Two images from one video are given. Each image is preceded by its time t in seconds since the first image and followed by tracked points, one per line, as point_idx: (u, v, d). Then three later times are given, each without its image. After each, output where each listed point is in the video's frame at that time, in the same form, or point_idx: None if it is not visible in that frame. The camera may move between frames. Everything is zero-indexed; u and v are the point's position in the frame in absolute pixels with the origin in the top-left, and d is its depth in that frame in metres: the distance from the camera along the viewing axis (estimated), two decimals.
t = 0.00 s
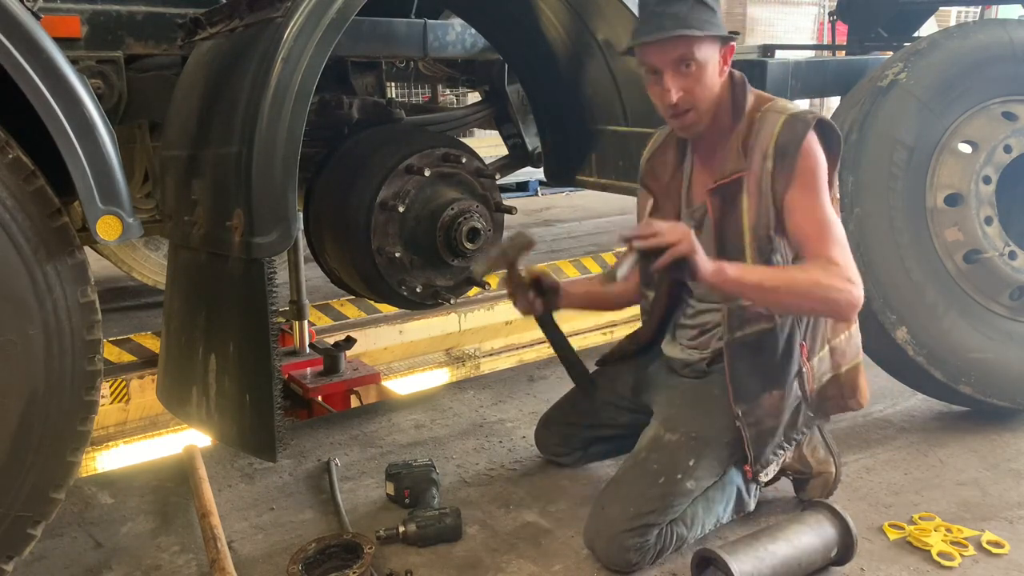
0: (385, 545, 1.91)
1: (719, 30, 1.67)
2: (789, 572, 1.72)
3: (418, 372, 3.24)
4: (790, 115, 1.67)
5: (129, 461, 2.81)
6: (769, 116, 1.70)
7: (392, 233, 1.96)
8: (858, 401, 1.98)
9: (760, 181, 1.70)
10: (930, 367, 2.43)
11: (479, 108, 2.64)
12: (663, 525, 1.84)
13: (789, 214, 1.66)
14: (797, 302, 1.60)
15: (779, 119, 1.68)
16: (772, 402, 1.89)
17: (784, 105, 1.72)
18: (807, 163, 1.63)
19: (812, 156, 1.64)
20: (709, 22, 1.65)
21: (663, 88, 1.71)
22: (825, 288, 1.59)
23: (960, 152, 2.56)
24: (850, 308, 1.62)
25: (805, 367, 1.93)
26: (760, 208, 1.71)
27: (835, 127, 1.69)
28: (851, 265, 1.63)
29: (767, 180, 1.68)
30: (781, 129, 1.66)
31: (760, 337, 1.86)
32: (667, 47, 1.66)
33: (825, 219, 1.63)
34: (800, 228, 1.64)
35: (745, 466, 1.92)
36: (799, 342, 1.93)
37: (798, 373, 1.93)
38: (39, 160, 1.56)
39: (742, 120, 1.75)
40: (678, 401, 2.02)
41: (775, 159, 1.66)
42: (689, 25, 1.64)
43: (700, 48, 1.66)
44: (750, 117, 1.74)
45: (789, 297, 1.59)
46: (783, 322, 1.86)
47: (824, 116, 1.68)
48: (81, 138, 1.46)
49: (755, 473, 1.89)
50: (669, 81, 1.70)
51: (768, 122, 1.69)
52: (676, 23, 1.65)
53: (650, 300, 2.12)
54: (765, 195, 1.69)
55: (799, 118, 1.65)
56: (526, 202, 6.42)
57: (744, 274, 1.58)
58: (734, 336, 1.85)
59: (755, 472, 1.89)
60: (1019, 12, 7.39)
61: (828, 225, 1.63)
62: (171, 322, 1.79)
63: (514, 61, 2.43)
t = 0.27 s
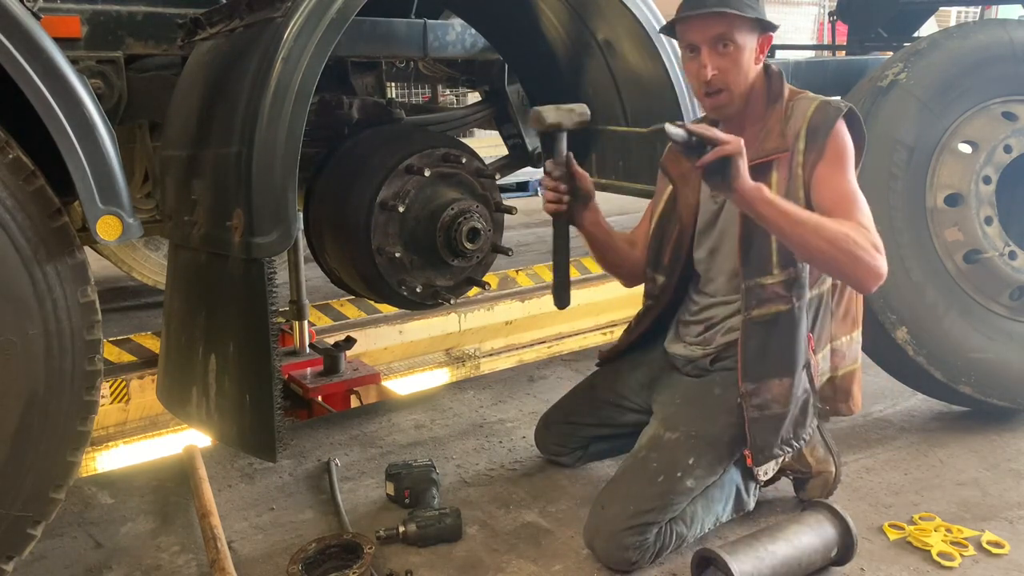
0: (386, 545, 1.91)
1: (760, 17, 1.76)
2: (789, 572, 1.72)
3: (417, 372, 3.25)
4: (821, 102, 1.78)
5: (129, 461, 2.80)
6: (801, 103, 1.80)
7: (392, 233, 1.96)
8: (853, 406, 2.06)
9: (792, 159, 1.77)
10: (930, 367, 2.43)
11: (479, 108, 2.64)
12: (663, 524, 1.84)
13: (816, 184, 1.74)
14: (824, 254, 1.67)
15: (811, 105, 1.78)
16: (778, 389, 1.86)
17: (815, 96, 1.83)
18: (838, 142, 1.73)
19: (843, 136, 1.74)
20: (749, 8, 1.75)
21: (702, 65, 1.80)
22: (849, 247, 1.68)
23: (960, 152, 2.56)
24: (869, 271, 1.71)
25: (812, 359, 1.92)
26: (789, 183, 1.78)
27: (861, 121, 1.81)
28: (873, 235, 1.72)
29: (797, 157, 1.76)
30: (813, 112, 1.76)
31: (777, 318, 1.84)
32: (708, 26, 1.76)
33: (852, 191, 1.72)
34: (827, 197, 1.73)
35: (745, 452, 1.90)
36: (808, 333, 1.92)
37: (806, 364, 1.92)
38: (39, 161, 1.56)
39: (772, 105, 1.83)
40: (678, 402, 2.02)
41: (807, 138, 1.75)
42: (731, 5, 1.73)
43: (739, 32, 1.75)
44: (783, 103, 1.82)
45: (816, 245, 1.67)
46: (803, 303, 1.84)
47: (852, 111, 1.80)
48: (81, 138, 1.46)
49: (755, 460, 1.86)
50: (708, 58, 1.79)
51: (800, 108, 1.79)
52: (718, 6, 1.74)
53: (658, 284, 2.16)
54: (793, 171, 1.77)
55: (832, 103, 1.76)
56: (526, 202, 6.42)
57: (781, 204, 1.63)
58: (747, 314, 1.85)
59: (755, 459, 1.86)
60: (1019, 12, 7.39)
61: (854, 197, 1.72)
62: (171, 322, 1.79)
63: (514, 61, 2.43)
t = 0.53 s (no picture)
0: (386, 545, 1.91)
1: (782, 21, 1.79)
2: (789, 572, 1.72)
3: (417, 372, 3.24)
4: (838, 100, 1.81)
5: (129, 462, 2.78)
6: (819, 101, 1.83)
7: (392, 233, 1.96)
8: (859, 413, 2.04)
9: (811, 154, 1.80)
10: (930, 366, 2.43)
11: (479, 108, 2.64)
12: (663, 524, 1.84)
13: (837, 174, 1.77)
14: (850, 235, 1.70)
15: (829, 103, 1.81)
16: (781, 381, 1.87)
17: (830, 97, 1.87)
18: (858, 136, 1.77)
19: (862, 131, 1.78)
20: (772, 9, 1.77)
21: (722, 62, 1.83)
22: (872, 231, 1.71)
23: (960, 152, 2.56)
24: (891, 256, 1.74)
25: (821, 356, 1.92)
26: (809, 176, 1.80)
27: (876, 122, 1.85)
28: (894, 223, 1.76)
29: (816, 152, 1.79)
30: (831, 108, 1.79)
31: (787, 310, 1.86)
32: (730, 24, 1.78)
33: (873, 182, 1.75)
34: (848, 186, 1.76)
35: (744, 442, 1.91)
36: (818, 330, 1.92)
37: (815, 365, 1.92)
38: (39, 161, 1.56)
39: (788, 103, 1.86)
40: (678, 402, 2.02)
41: (826, 133, 1.78)
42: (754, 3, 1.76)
43: (762, 32, 1.78)
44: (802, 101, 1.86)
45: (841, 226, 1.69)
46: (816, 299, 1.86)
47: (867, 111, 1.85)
48: (81, 138, 1.46)
49: (755, 451, 1.87)
50: (728, 56, 1.82)
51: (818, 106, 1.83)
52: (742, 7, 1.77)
53: (664, 279, 2.19)
54: (812, 165, 1.79)
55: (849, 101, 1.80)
56: (526, 202, 6.42)
57: (810, 183, 1.65)
58: (757, 306, 1.87)
59: (754, 449, 1.87)
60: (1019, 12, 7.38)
61: (874, 187, 1.75)
62: (171, 322, 1.79)
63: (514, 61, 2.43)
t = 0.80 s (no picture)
0: (386, 545, 1.91)
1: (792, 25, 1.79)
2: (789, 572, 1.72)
3: (417, 372, 3.23)
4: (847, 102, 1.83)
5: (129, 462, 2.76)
6: (828, 103, 1.85)
7: (392, 233, 1.96)
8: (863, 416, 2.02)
9: (821, 153, 1.81)
10: (930, 366, 2.43)
11: (479, 108, 2.64)
12: (663, 524, 1.84)
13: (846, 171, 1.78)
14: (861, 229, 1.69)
15: (838, 105, 1.82)
16: (785, 379, 1.88)
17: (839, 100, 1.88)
18: (866, 136, 1.78)
19: (871, 131, 1.79)
20: (783, 10, 1.77)
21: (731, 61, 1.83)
22: (882, 225, 1.70)
23: (960, 152, 2.56)
24: (900, 252, 1.73)
25: (826, 355, 1.92)
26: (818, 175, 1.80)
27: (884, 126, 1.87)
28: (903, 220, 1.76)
29: (825, 151, 1.79)
30: (841, 109, 1.80)
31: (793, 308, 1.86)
32: (741, 22, 1.78)
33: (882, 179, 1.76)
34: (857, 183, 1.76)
35: (746, 437, 1.91)
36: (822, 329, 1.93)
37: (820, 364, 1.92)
38: (39, 161, 1.56)
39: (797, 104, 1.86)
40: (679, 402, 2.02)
41: (836, 134, 1.79)
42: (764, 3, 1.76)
43: (772, 33, 1.78)
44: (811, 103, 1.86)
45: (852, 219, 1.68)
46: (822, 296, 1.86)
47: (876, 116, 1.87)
48: (81, 138, 1.46)
49: (758, 448, 1.87)
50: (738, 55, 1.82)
51: (827, 108, 1.84)
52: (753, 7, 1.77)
53: (669, 278, 2.19)
54: (821, 164, 1.80)
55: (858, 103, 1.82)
56: (526, 202, 6.42)
57: (821, 174, 1.65)
58: (763, 303, 1.87)
59: (757, 446, 1.88)
60: (1019, 12, 7.37)
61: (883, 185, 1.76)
62: (171, 322, 1.79)
63: (514, 61, 2.43)
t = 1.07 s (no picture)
0: (386, 545, 1.90)
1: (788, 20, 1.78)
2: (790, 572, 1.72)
3: (417, 372, 3.23)
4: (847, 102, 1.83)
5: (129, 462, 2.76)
6: (829, 104, 1.85)
7: (392, 233, 1.96)
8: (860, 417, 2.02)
9: (820, 153, 1.81)
10: (930, 366, 2.43)
11: (479, 108, 2.64)
12: (663, 524, 1.84)
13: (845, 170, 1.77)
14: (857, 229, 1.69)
15: (839, 105, 1.83)
16: (784, 378, 1.88)
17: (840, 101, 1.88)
18: (867, 136, 1.78)
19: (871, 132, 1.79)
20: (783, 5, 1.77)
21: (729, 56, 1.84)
22: (879, 226, 1.71)
23: (960, 152, 2.56)
24: (896, 253, 1.73)
25: (825, 355, 1.92)
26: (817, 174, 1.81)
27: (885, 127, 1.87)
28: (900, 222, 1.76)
29: (825, 151, 1.80)
30: (842, 110, 1.80)
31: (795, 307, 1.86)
32: (738, 16, 1.79)
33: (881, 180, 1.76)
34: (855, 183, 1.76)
35: (745, 437, 1.91)
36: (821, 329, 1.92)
37: (819, 364, 1.92)
38: (39, 161, 1.56)
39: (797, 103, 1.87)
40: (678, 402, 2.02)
41: (835, 134, 1.79)
42: None
43: (769, 28, 1.78)
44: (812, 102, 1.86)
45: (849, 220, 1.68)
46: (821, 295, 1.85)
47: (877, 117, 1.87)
48: (81, 138, 1.45)
49: (758, 447, 1.87)
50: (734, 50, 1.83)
51: (828, 108, 1.84)
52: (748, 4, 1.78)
53: (671, 277, 2.19)
54: (820, 164, 1.80)
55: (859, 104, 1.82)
56: (526, 202, 6.42)
57: (819, 174, 1.65)
58: (763, 302, 1.87)
59: (756, 446, 1.87)
60: (1018, 12, 7.37)
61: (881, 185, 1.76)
62: (171, 322, 1.79)
63: (514, 61, 2.43)
